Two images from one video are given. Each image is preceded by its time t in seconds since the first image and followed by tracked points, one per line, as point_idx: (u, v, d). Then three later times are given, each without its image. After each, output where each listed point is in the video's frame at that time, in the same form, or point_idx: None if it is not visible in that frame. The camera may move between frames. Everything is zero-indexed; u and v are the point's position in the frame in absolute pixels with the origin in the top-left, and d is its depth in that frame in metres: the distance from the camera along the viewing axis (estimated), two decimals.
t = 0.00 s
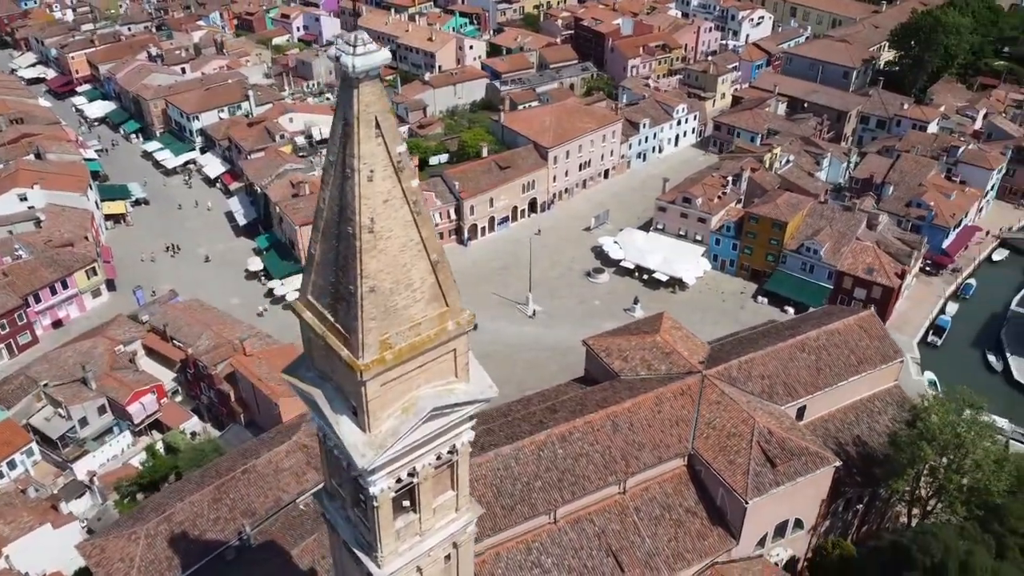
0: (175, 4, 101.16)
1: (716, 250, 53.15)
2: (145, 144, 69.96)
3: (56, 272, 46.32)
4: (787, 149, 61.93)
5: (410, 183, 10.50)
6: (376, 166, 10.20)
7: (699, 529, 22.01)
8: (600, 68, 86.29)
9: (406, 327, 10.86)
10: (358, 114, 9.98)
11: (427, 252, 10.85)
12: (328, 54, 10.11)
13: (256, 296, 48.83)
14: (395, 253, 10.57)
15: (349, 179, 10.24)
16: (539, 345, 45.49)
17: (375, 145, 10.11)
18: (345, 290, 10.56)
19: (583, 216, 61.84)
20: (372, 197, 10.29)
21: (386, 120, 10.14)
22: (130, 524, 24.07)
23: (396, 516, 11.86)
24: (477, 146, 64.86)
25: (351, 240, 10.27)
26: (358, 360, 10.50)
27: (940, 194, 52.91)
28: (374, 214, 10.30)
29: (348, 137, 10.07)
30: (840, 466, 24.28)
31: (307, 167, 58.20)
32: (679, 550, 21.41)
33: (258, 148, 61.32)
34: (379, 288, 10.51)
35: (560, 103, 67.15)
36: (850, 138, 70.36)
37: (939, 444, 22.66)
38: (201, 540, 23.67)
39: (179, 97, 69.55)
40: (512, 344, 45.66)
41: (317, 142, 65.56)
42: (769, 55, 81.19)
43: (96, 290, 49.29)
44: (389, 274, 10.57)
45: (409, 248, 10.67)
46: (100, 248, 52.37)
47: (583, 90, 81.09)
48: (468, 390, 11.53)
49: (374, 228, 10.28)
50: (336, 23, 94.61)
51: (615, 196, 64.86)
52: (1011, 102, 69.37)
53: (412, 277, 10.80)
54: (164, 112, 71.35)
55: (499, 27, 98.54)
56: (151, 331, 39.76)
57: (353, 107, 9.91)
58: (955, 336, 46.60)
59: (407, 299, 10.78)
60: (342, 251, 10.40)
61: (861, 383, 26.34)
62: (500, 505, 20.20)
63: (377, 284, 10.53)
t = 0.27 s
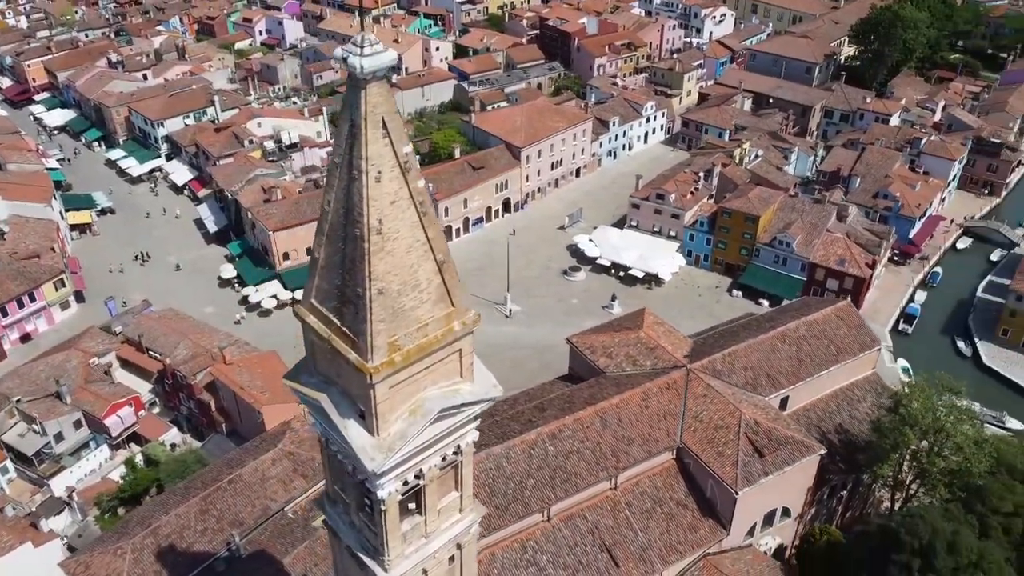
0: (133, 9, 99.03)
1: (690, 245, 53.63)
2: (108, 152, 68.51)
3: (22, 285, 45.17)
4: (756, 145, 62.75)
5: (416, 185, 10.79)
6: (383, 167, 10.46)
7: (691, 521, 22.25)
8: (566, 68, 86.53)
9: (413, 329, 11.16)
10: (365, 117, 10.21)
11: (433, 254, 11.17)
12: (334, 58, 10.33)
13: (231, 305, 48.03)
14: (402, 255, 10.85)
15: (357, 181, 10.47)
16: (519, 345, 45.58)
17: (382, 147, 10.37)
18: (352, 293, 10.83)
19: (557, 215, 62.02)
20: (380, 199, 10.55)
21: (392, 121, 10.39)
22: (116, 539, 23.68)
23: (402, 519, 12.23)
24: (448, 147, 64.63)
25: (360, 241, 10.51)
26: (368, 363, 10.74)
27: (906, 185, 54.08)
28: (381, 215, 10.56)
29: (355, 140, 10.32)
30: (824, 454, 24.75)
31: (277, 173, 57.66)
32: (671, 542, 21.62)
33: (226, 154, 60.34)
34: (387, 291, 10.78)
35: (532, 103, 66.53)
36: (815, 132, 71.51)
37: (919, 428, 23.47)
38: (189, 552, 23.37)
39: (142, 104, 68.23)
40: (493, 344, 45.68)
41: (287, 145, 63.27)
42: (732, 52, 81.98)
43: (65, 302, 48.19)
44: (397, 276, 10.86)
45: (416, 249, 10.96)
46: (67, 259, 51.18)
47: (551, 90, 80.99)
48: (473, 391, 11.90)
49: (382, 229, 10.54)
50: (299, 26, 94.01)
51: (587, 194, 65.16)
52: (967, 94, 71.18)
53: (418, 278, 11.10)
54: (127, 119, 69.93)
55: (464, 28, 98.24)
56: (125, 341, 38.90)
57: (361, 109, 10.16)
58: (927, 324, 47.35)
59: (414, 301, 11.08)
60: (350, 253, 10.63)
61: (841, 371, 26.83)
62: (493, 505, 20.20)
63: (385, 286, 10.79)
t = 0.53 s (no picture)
0: (90, 14, 96.79)
1: (664, 241, 54.07)
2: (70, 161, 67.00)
3: None
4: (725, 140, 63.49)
5: (422, 185, 10.86)
6: (391, 168, 10.51)
7: (682, 514, 22.48)
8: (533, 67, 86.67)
9: (421, 330, 11.23)
10: (373, 117, 10.24)
11: (439, 255, 11.25)
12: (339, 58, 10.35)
13: (206, 314, 47.25)
14: (410, 256, 10.91)
15: (365, 182, 10.51)
16: (499, 345, 45.65)
17: (390, 147, 10.42)
18: (360, 296, 10.87)
19: (531, 214, 62.14)
20: (387, 200, 10.60)
21: (399, 121, 10.44)
22: (101, 554, 23.22)
23: (408, 522, 12.27)
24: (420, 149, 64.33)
25: (369, 243, 10.56)
26: (377, 366, 10.78)
27: (872, 177, 55.16)
28: (389, 216, 10.62)
29: (362, 141, 10.36)
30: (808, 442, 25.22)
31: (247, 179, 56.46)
32: (664, 535, 21.82)
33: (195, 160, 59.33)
34: (395, 292, 10.84)
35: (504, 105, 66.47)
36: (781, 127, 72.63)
37: (901, 413, 24.06)
38: (177, 565, 23.01)
39: (104, 111, 66.82)
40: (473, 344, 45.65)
41: (256, 151, 62.27)
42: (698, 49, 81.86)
43: (32, 315, 47.03)
44: (404, 277, 10.92)
45: (423, 250, 11.03)
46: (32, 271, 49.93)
47: (520, 90, 80.79)
48: (478, 391, 12.01)
49: (390, 231, 10.59)
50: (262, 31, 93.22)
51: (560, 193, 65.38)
52: (926, 87, 72.82)
53: (426, 279, 11.17)
54: (89, 127, 68.42)
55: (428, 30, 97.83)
56: (99, 353, 38.02)
57: (368, 110, 10.20)
58: (898, 313, 48.26)
59: (422, 302, 11.15)
60: (358, 255, 10.68)
61: (821, 361, 27.31)
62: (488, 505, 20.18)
63: (393, 288, 10.84)
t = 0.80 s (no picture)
0: (44, 20, 94.39)
1: (639, 237, 54.49)
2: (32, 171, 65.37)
3: None
4: (695, 136, 64.14)
5: (430, 185, 10.95)
6: (399, 169, 10.57)
7: (673, 507, 22.70)
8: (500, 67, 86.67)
9: (429, 331, 11.34)
10: (381, 118, 10.29)
11: (445, 255, 11.36)
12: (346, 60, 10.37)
13: (180, 323, 46.46)
14: (418, 257, 11.00)
15: (374, 184, 10.56)
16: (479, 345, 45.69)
17: (398, 148, 10.48)
18: (369, 298, 10.94)
19: (505, 214, 62.16)
20: (396, 201, 10.67)
21: (407, 122, 10.51)
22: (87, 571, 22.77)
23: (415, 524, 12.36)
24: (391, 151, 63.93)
25: (379, 245, 10.63)
26: (387, 368, 10.86)
27: (840, 169, 56.17)
28: (398, 217, 10.70)
29: (370, 142, 10.40)
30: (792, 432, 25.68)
31: (218, 184, 55.51)
32: (656, 528, 22.02)
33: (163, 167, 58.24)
34: (404, 293, 10.92)
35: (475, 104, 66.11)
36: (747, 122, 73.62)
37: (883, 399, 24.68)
38: None
39: (66, 119, 65.30)
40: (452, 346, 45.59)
41: (224, 156, 61.83)
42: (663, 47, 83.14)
43: None
44: (413, 278, 11.01)
45: (430, 251, 11.13)
46: None
47: (487, 90, 80.98)
48: (484, 391, 12.16)
49: (399, 232, 10.67)
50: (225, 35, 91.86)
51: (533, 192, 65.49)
52: (886, 81, 74.36)
53: (433, 280, 11.28)
54: (49, 135, 66.79)
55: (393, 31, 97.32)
56: (72, 366, 37.12)
57: (377, 110, 10.24)
58: (870, 302, 49.12)
59: (430, 303, 11.27)
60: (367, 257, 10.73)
61: (801, 351, 27.79)
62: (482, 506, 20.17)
63: (402, 289, 10.92)
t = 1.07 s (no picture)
0: None
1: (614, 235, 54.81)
2: None
3: None
4: (665, 134, 64.68)
5: (437, 186, 10.99)
6: (408, 169, 10.60)
7: (663, 500, 22.93)
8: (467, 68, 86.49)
9: (437, 332, 11.38)
10: (390, 119, 10.30)
11: (452, 256, 11.41)
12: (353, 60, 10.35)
13: (154, 334, 45.69)
14: (426, 257, 11.04)
15: (383, 184, 10.57)
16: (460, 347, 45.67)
17: (406, 148, 10.51)
18: (377, 300, 10.94)
19: (479, 215, 62.09)
20: (405, 202, 10.70)
21: (415, 122, 10.54)
22: None
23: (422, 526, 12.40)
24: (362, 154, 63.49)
25: (389, 246, 10.65)
26: (398, 370, 10.88)
27: (809, 163, 57.07)
28: (407, 218, 10.73)
29: (378, 144, 10.41)
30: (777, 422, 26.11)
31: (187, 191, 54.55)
32: (648, 522, 22.24)
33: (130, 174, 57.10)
34: (414, 294, 10.94)
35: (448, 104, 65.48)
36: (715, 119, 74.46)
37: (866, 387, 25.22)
38: None
39: (25, 128, 63.68)
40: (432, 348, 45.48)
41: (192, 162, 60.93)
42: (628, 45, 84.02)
43: None
44: (422, 279, 11.04)
45: (437, 251, 11.18)
46: None
47: (455, 91, 80.83)
48: (490, 391, 12.24)
49: (408, 233, 10.69)
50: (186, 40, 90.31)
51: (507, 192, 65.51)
52: (848, 75, 75.73)
53: (441, 280, 11.33)
54: (9, 145, 65.08)
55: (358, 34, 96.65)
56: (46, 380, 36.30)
57: (384, 110, 10.25)
58: (842, 293, 49.99)
59: (438, 303, 11.32)
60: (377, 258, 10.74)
61: (782, 342, 28.24)
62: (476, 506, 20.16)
63: (411, 290, 10.94)
